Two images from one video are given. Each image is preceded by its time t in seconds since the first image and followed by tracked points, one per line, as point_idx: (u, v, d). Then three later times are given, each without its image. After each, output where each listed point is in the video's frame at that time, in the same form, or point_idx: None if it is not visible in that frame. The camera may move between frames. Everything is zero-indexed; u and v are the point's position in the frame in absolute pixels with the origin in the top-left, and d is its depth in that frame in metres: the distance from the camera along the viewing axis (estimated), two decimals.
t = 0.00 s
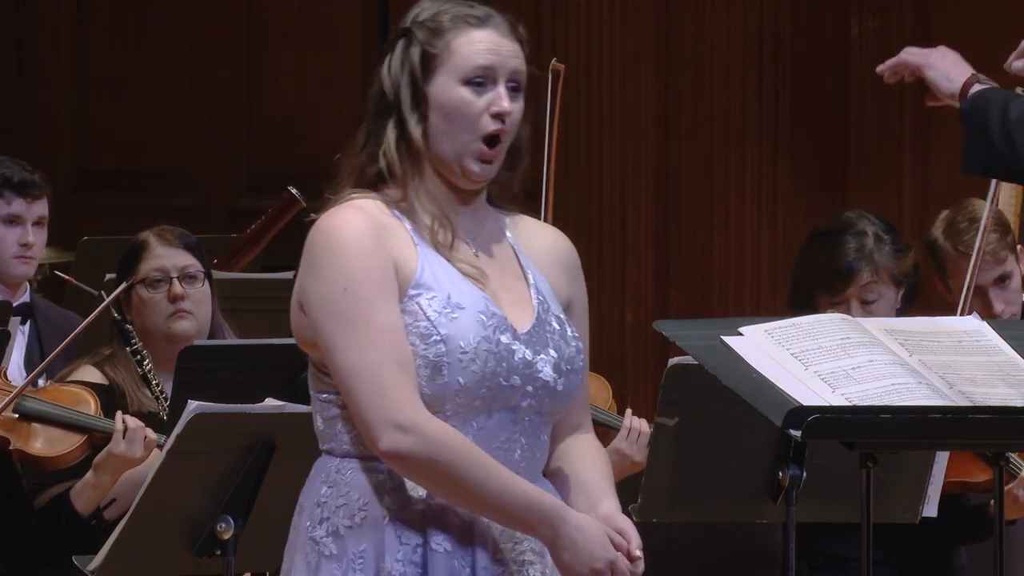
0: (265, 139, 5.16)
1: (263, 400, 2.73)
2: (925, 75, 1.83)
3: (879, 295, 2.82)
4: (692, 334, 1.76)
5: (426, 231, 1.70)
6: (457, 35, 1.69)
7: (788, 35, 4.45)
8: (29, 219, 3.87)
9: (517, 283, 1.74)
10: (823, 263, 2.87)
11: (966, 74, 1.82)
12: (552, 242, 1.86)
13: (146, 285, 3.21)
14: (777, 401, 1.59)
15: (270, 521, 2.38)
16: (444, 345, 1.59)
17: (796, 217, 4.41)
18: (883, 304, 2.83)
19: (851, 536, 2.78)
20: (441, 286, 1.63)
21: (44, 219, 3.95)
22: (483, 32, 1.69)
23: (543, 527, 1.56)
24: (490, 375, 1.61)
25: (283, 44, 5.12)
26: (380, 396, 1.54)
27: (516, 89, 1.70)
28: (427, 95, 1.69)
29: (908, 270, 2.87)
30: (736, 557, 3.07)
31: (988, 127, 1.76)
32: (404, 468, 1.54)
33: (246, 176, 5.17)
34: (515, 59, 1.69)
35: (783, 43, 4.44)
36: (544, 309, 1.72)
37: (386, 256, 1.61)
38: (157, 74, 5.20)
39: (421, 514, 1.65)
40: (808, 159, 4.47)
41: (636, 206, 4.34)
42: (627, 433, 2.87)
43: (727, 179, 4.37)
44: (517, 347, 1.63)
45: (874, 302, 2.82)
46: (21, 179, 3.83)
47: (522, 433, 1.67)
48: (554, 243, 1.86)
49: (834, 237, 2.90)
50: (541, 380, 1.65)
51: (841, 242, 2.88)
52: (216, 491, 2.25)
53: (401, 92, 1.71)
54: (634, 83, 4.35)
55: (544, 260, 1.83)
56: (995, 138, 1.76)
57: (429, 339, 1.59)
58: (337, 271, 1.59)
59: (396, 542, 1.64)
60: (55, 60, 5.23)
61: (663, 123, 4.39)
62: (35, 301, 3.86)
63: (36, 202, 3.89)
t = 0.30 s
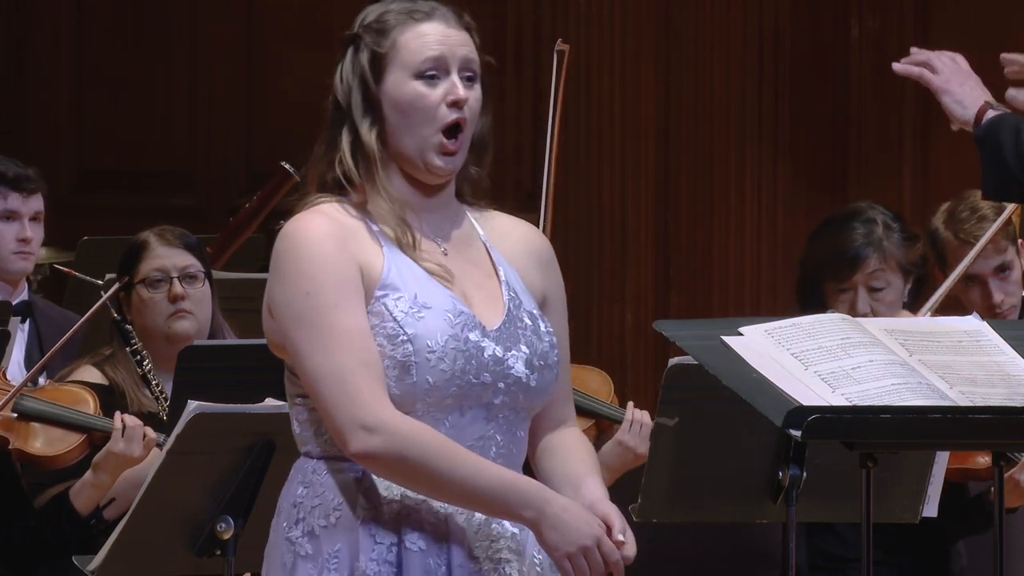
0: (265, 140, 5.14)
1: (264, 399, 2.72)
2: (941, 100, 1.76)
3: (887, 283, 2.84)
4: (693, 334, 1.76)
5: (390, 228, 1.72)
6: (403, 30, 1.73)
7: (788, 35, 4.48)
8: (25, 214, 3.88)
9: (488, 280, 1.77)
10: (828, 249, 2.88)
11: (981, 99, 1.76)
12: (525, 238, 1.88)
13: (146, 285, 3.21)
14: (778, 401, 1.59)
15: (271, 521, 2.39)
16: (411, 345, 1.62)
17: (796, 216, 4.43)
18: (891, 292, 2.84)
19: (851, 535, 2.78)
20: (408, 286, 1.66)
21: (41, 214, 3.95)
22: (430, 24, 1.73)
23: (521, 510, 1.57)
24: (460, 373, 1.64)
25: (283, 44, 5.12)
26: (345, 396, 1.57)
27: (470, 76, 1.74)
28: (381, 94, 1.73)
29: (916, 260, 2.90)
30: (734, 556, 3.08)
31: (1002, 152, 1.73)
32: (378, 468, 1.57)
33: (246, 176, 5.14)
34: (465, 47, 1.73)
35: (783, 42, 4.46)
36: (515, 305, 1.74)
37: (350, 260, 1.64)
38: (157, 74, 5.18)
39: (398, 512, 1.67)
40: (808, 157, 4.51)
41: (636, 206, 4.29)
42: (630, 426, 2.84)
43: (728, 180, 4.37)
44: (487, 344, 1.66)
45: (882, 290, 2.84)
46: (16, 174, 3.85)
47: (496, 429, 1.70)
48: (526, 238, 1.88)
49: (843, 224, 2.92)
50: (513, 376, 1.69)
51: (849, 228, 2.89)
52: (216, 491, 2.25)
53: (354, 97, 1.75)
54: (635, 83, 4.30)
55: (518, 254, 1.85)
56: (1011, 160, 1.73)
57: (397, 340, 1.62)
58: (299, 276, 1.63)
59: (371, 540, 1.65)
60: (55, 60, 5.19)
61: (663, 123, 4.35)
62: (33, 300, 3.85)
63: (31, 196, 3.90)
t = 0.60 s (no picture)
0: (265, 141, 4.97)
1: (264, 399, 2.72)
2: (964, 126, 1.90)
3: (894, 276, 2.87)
4: (692, 334, 1.76)
5: (365, 228, 1.72)
6: (367, 32, 1.75)
7: (787, 35, 4.50)
8: (25, 213, 3.88)
9: (472, 278, 1.78)
10: (839, 237, 2.94)
11: (1001, 128, 1.89)
12: (507, 234, 1.89)
13: (146, 285, 3.21)
14: (778, 401, 1.58)
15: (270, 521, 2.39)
16: (397, 345, 1.62)
17: (796, 216, 4.44)
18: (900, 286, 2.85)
19: (852, 535, 2.78)
20: (391, 286, 1.67)
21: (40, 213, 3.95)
22: (394, 24, 1.76)
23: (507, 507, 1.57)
24: (447, 372, 1.64)
25: (283, 45, 4.96)
26: (330, 399, 1.58)
27: (438, 73, 1.76)
28: (350, 96, 1.76)
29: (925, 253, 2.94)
30: (734, 556, 3.08)
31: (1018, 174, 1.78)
32: (365, 470, 1.58)
33: (246, 176, 4.97)
34: (430, 43, 1.75)
35: (782, 44, 4.48)
36: (500, 303, 1.75)
37: (331, 263, 1.65)
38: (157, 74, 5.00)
39: (388, 512, 1.67)
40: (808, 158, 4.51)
41: (636, 206, 4.27)
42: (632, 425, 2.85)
43: (728, 179, 4.38)
44: (472, 342, 1.66)
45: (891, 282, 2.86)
46: (14, 173, 3.85)
47: (485, 427, 1.71)
48: (509, 235, 1.89)
49: (854, 213, 2.98)
50: (500, 373, 1.69)
51: (859, 218, 2.95)
52: (216, 492, 2.25)
53: (325, 104, 1.79)
54: (635, 83, 4.29)
55: (503, 250, 1.86)
56: None
57: (382, 341, 1.62)
58: (282, 281, 1.64)
59: (361, 541, 1.65)
60: (56, 60, 5.01)
61: (663, 123, 4.35)
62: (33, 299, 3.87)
63: (30, 195, 3.89)
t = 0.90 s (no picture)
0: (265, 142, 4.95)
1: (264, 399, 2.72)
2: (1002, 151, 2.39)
3: (899, 269, 2.86)
4: (692, 334, 1.77)
5: (359, 229, 1.72)
6: (359, 32, 1.76)
7: (787, 36, 4.51)
8: (23, 213, 3.87)
9: (467, 277, 1.78)
10: (845, 230, 2.96)
11: None
12: (500, 232, 1.89)
13: (146, 285, 3.22)
14: (777, 401, 1.59)
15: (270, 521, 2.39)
16: (394, 346, 1.62)
17: (796, 216, 4.47)
18: (902, 279, 2.86)
19: (852, 535, 2.78)
20: (386, 287, 1.67)
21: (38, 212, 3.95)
22: (386, 23, 1.76)
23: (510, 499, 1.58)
24: (445, 372, 1.65)
25: (284, 45, 4.94)
26: (329, 401, 1.58)
27: (432, 69, 1.76)
28: (344, 96, 1.76)
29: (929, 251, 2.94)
30: (734, 557, 3.08)
31: None
32: (368, 471, 1.58)
33: (246, 176, 4.96)
34: (423, 41, 1.76)
35: (782, 44, 4.50)
36: (495, 300, 1.75)
37: (326, 263, 1.65)
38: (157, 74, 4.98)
39: (387, 511, 1.67)
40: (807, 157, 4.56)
41: (636, 206, 4.23)
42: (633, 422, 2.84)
43: (728, 179, 4.38)
44: (469, 340, 1.67)
45: (894, 276, 2.86)
46: (12, 172, 3.85)
47: (483, 425, 1.71)
48: (502, 234, 1.89)
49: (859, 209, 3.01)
50: (497, 371, 1.69)
51: (865, 213, 2.97)
52: (216, 492, 2.25)
53: (316, 105, 1.79)
54: (635, 84, 4.22)
55: (497, 248, 1.87)
56: None
57: (380, 342, 1.62)
58: (278, 285, 1.64)
59: (361, 540, 1.66)
60: (56, 60, 4.99)
61: (663, 125, 4.31)
62: (33, 299, 3.93)
63: (29, 195, 3.89)
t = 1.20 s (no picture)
0: (265, 141, 4.94)
1: (264, 399, 2.72)
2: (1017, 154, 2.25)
3: (899, 265, 2.88)
4: (692, 334, 1.77)
5: (360, 229, 1.72)
6: (358, 31, 1.76)
7: (787, 36, 4.51)
8: (23, 213, 3.88)
9: (468, 275, 1.78)
10: (843, 229, 2.96)
11: None
12: (498, 231, 1.89)
13: (146, 285, 3.22)
14: (778, 401, 1.59)
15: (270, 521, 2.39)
16: (400, 346, 1.62)
17: (797, 217, 4.47)
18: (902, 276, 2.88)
19: (852, 535, 2.78)
20: (390, 287, 1.67)
21: (38, 212, 3.95)
22: (386, 22, 1.77)
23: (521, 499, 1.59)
24: (451, 371, 1.65)
25: (284, 45, 4.93)
26: (340, 404, 1.58)
27: (431, 67, 1.77)
28: (345, 96, 1.76)
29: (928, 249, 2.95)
30: (734, 556, 3.08)
31: None
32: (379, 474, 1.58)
33: (246, 176, 4.95)
34: (422, 39, 1.76)
35: (783, 44, 4.50)
36: (498, 299, 1.76)
37: (331, 265, 1.65)
38: (158, 74, 4.97)
39: (394, 511, 1.67)
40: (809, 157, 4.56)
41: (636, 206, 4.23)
42: (637, 419, 2.86)
43: (728, 180, 4.37)
44: (474, 340, 1.67)
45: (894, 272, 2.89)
46: (12, 171, 3.85)
47: (487, 424, 1.71)
48: (502, 232, 1.90)
49: (857, 206, 3.01)
50: (502, 369, 1.69)
51: (864, 210, 2.97)
52: (216, 492, 2.25)
53: (316, 105, 1.79)
54: (635, 84, 4.22)
55: (497, 247, 1.87)
56: None
57: (385, 342, 1.62)
58: (284, 288, 1.64)
59: (369, 540, 1.66)
60: (56, 60, 4.98)
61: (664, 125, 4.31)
62: (33, 299, 3.92)
63: (29, 194, 3.89)
